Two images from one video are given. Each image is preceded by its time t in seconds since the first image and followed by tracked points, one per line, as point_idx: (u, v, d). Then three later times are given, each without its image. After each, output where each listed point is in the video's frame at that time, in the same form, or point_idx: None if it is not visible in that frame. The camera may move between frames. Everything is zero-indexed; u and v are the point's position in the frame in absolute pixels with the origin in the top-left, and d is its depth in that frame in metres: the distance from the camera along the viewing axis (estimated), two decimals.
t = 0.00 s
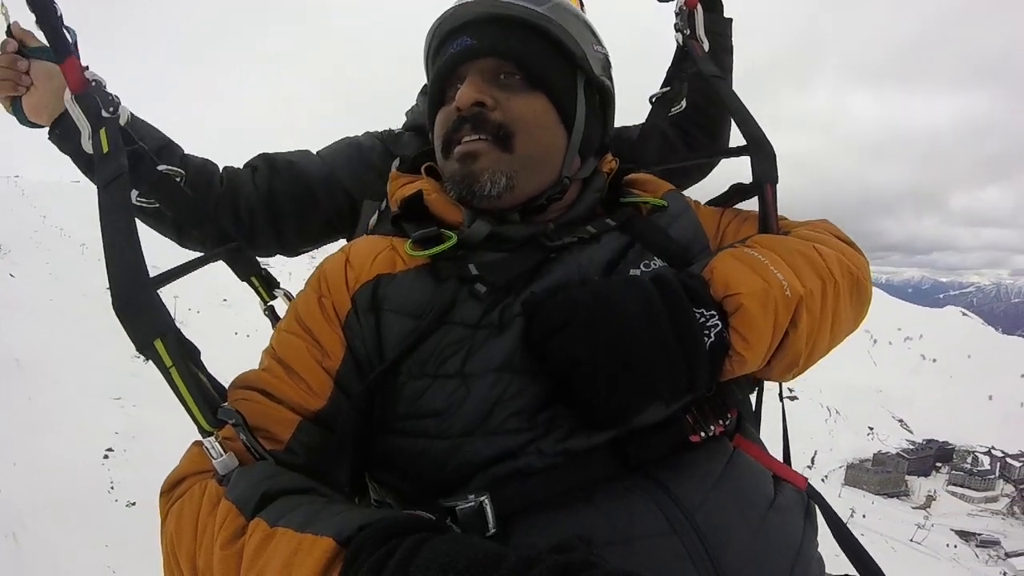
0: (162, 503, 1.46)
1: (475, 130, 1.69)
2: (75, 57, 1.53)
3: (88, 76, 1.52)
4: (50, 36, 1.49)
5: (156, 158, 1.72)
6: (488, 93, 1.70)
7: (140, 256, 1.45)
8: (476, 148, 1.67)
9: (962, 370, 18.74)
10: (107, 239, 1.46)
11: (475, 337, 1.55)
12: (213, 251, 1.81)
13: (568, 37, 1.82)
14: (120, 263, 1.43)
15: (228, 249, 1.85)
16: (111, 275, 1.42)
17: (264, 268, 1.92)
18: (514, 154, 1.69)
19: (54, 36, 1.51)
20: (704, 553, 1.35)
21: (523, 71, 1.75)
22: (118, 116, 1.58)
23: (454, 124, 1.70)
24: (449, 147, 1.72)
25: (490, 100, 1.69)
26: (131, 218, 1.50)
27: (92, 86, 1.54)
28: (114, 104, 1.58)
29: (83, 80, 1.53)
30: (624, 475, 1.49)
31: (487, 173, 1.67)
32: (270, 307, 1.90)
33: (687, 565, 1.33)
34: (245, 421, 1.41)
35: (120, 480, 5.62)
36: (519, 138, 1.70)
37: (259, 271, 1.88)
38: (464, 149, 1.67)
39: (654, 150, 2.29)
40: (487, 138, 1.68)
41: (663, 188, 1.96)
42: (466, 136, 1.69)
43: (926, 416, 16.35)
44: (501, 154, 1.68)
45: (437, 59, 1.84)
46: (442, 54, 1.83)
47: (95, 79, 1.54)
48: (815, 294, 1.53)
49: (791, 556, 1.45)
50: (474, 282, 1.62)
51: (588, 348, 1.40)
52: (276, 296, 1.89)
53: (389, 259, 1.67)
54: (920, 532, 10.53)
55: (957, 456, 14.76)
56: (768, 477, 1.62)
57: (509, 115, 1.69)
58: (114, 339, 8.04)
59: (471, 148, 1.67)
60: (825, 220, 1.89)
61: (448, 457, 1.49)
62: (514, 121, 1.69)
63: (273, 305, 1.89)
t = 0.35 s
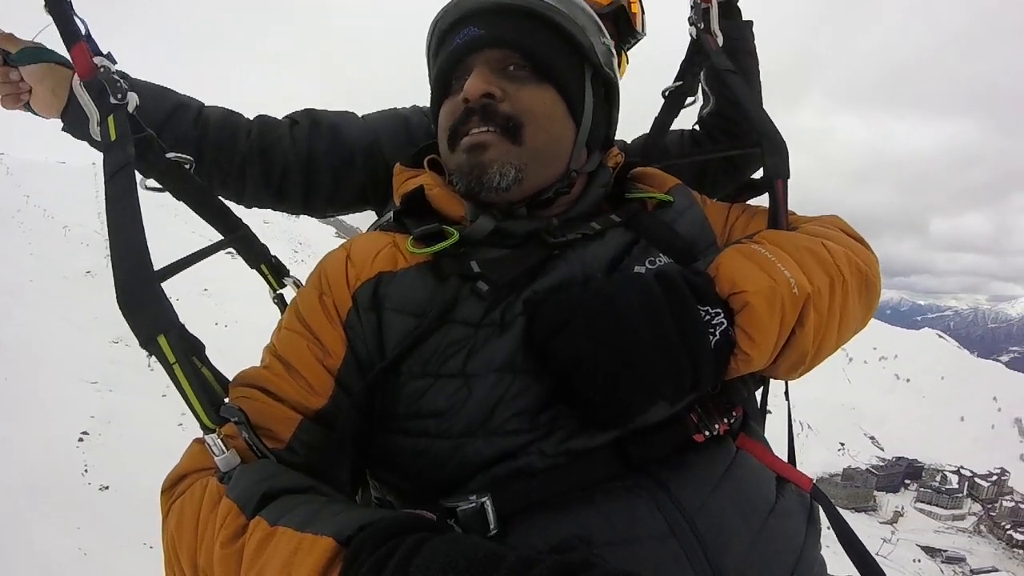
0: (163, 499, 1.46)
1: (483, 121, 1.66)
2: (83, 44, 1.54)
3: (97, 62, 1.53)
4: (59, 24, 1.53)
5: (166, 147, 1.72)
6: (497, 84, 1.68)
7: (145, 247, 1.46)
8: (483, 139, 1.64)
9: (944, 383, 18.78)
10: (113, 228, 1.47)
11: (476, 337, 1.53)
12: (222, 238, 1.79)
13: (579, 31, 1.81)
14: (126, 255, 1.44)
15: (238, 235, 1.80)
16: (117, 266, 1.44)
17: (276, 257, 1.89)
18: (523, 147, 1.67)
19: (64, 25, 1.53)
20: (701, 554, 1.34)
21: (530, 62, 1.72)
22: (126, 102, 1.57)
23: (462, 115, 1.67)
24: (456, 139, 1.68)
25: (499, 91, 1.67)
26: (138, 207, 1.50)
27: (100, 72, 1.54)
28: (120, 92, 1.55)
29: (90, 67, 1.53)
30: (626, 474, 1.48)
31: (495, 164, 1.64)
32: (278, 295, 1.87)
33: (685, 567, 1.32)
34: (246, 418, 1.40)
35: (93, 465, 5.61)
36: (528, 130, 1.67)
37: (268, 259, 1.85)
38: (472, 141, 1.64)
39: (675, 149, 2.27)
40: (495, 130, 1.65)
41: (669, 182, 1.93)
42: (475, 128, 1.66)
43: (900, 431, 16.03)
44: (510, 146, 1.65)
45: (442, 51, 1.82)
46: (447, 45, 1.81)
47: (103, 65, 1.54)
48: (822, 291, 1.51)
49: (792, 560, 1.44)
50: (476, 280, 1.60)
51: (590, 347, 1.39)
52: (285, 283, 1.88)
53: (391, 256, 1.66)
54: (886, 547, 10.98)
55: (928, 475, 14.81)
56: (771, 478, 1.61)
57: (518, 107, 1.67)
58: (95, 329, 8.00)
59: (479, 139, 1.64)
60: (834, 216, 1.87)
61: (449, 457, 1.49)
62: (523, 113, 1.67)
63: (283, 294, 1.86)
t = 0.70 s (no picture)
0: (162, 504, 1.45)
1: (488, 124, 1.66)
2: (85, 53, 1.55)
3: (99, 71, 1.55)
4: (61, 34, 1.55)
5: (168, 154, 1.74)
6: (499, 87, 1.68)
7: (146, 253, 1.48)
8: (487, 142, 1.64)
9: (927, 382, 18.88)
10: (115, 233, 1.49)
11: (474, 340, 1.53)
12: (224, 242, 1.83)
13: (577, 38, 1.83)
14: (126, 259, 1.47)
15: (240, 240, 1.84)
16: (119, 270, 1.46)
17: (278, 263, 1.89)
18: (528, 150, 1.67)
19: (67, 34, 1.55)
20: (700, 551, 1.34)
21: (530, 66, 1.74)
22: (128, 110, 1.59)
23: (465, 119, 1.67)
24: (460, 142, 1.68)
25: (503, 95, 1.67)
26: (139, 213, 1.52)
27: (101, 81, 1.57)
28: (125, 100, 1.57)
29: (92, 77, 1.56)
30: (624, 474, 1.48)
31: (502, 167, 1.64)
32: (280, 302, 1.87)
33: (684, 564, 1.32)
34: (247, 419, 1.41)
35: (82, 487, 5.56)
36: (532, 133, 1.68)
37: (270, 264, 1.86)
38: (476, 144, 1.64)
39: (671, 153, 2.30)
40: (498, 133, 1.65)
41: (663, 185, 1.94)
42: (479, 130, 1.66)
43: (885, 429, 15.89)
44: (515, 149, 1.66)
45: (440, 54, 1.81)
46: (445, 48, 1.80)
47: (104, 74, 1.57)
48: (818, 289, 1.52)
49: (791, 559, 1.44)
50: (473, 283, 1.60)
51: (587, 348, 1.39)
52: (286, 287, 1.87)
53: (387, 261, 1.67)
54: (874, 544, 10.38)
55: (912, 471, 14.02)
56: (769, 475, 1.61)
57: (521, 110, 1.67)
58: (81, 352, 7.97)
59: (483, 143, 1.64)
60: (828, 214, 1.87)
61: (447, 458, 1.49)
62: (527, 116, 1.68)
63: (284, 299, 1.86)
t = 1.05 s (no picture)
0: (157, 507, 1.46)
1: (549, 139, 1.68)
2: (94, 37, 1.58)
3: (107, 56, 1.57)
4: (72, 17, 1.57)
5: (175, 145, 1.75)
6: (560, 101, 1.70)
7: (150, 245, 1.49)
8: (550, 158, 1.66)
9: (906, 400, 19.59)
10: (122, 225, 1.50)
11: (472, 346, 1.55)
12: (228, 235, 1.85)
13: (611, 53, 1.88)
14: (131, 253, 1.47)
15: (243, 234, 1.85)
16: (124, 263, 1.47)
17: (279, 258, 1.91)
18: (581, 168, 1.72)
19: (78, 17, 1.57)
20: (692, 554, 1.36)
21: (581, 80, 1.77)
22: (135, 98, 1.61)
23: (525, 129, 1.67)
24: (515, 152, 1.67)
25: (564, 110, 1.69)
26: (144, 206, 1.53)
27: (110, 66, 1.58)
28: (130, 87, 1.58)
29: (101, 61, 1.58)
30: (620, 478, 1.49)
31: (563, 185, 1.69)
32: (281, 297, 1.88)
33: (677, 567, 1.33)
34: (249, 420, 1.42)
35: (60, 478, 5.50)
36: (585, 151, 1.73)
37: (271, 259, 1.87)
38: (538, 159, 1.66)
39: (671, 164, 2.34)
40: (559, 149, 1.68)
41: (657, 193, 1.96)
42: (538, 144, 1.68)
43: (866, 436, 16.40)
44: (571, 167, 1.70)
45: (485, 43, 1.72)
46: (494, 39, 1.72)
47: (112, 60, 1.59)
48: (814, 301, 1.54)
49: (782, 563, 1.46)
50: (472, 290, 1.61)
51: (590, 356, 1.41)
52: (288, 283, 1.89)
53: (386, 266, 1.68)
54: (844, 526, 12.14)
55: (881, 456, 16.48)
56: (760, 480, 1.63)
57: (578, 128, 1.71)
58: (62, 343, 7.88)
59: (546, 159, 1.66)
60: (821, 222, 1.90)
61: (446, 464, 1.50)
62: (582, 134, 1.72)
63: (284, 294, 1.87)
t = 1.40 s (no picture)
0: (158, 508, 1.45)
1: (562, 145, 1.67)
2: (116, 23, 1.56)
3: (128, 43, 1.56)
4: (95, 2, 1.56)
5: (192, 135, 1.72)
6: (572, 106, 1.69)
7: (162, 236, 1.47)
8: (563, 165, 1.66)
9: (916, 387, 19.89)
10: (134, 215, 1.48)
11: (473, 350, 1.54)
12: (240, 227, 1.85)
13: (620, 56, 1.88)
14: (143, 243, 1.45)
15: (255, 228, 1.85)
16: (135, 254, 1.44)
17: (291, 254, 1.92)
18: (591, 174, 1.72)
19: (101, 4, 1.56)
20: (686, 562, 1.35)
21: (592, 84, 1.77)
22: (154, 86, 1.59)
23: (538, 135, 1.66)
24: (527, 158, 1.66)
25: (576, 115, 1.68)
26: (157, 194, 1.51)
27: (130, 53, 1.57)
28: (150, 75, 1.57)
29: (121, 47, 1.56)
30: (620, 482, 1.48)
31: (575, 192, 1.68)
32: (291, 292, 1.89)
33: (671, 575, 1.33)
34: (256, 419, 1.44)
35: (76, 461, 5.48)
36: (595, 157, 1.73)
37: (282, 254, 1.89)
38: (550, 165, 1.65)
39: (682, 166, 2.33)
40: (571, 155, 1.67)
41: (661, 194, 1.96)
42: (550, 150, 1.67)
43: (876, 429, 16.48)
44: (582, 174, 1.70)
45: (496, 45, 1.71)
46: (505, 40, 1.70)
47: (133, 47, 1.57)
48: (822, 305, 1.53)
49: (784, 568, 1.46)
50: (474, 293, 1.61)
51: (595, 361, 1.41)
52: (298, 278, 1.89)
53: (386, 268, 1.67)
54: (842, 488, 13.40)
55: (879, 422, 19.32)
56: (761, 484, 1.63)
57: (590, 133, 1.71)
58: (74, 335, 7.88)
59: (558, 165, 1.65)
60: (827, 222, 1.89)
61: (447, 467, 1.49)
62: (593, 140, 1.72)
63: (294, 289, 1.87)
